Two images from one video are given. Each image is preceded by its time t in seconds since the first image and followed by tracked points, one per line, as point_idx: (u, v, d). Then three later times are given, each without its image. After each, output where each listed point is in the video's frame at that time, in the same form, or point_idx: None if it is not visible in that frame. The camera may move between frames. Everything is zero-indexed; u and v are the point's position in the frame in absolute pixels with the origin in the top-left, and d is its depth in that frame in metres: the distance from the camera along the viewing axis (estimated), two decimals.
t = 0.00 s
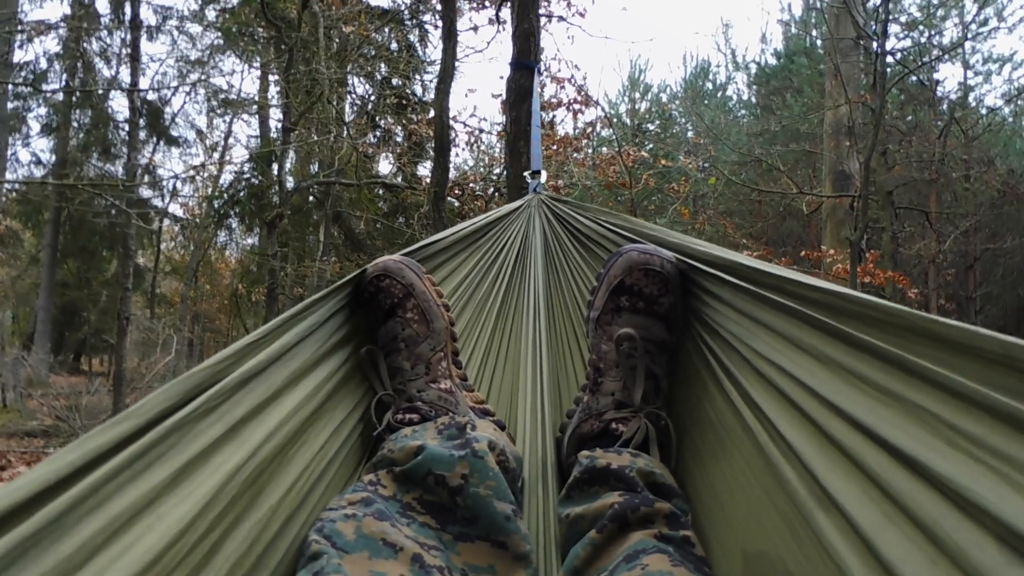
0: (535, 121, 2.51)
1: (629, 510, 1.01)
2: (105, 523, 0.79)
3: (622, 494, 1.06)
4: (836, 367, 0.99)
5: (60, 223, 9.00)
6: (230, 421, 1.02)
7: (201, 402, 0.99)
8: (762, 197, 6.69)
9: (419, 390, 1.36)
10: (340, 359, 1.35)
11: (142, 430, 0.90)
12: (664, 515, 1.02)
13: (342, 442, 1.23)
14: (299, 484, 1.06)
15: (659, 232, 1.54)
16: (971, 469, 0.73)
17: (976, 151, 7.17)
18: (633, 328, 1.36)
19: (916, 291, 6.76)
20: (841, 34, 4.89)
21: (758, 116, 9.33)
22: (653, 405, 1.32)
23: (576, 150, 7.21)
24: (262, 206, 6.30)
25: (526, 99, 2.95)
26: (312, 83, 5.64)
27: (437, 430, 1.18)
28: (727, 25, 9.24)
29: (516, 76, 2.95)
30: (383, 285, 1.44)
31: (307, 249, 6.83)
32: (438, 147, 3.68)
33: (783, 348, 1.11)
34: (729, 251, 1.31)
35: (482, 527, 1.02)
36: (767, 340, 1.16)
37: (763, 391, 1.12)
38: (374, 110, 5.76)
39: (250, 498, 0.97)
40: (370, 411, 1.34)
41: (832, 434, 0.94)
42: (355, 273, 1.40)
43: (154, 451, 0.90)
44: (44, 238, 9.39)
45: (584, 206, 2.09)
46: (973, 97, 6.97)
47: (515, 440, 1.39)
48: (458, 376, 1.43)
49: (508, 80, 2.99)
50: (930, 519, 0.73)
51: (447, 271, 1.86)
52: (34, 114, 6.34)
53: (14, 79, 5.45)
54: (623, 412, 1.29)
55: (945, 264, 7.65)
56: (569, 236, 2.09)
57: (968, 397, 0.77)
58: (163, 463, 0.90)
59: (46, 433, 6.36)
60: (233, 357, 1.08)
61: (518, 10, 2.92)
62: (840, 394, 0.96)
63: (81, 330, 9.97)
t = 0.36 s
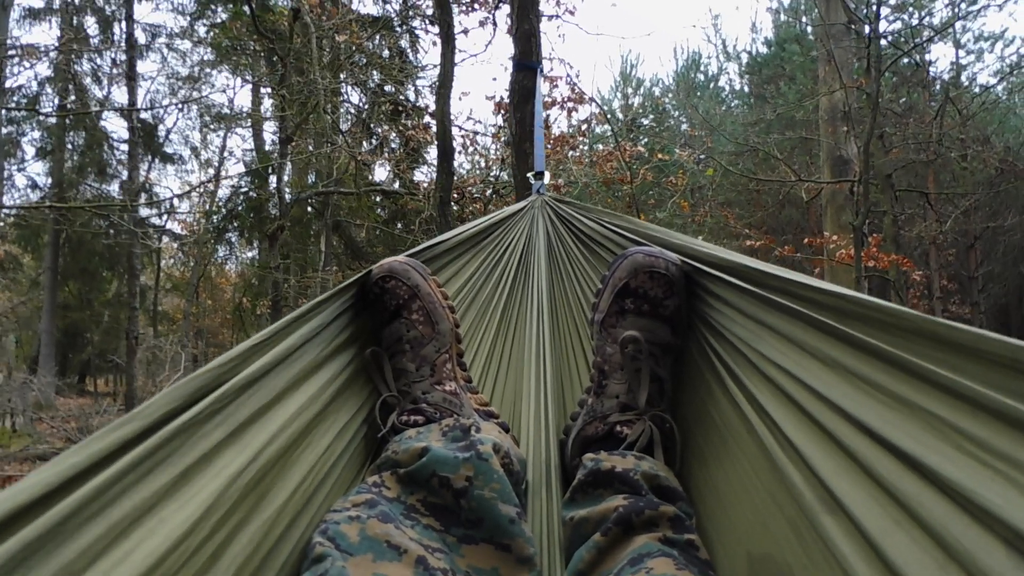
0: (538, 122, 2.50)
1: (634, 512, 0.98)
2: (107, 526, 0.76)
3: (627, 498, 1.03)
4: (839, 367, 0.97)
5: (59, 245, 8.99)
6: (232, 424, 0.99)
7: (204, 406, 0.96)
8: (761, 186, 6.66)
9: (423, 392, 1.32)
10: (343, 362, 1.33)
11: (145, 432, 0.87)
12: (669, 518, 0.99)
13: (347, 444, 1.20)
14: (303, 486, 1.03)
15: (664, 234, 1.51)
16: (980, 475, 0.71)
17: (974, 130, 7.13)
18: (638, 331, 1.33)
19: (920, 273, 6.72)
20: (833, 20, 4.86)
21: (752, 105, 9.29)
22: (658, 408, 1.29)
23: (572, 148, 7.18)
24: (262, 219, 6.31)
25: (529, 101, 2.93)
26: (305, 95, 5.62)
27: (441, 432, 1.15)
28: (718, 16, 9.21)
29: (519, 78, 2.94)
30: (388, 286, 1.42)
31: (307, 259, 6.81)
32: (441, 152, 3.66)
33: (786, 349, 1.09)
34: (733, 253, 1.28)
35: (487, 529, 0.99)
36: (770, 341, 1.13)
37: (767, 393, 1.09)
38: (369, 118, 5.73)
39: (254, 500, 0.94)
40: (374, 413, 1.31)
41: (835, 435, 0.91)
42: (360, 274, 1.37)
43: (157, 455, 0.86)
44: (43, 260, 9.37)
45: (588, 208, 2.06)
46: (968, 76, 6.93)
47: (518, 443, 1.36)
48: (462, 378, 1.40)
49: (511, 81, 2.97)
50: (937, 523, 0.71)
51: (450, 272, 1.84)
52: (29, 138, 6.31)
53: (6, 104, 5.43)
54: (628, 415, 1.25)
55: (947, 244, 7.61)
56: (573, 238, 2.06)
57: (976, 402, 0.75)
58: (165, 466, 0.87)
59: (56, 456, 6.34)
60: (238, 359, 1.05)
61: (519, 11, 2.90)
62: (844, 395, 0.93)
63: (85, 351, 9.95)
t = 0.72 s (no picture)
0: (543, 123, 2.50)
1: (640, 511, 0.98)
2: (142, 504, 0.72)
3: (633, 496, 1.03)
4: (843, 366, 0.96)
5: (62, 239, 9.00)
6: (265, 404, 0.95)
7: (240, 384, 0.91)
8: (764, 189, 6.66)
9: (455, 382, 1.30)
10: (379, 338, 1.32)
11: (182, 408, 0.83)
12: (675, 517, 0.98)
13: (369, 422, 1.18)
14: (326, 464, 1.01)
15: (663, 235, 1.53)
16: (984, 472, 0.70)
17: (978, 137, 7.12)
18: (639, 330, 1.33)
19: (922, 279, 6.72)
20: (838, 25, 4.85)
21: (756, 108, 9.29)
22: (662, 406, 1.28)
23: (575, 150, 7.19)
24: (264, 215, 6.32)
25: (534, 101, 2.93)
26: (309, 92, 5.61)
27: (464, 421, 1.15)
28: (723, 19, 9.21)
29: (525, 78, 2.94)
30: (440, 267, 1.45)
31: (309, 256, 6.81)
32: (445, 151, 3.66)
33: (790, 348, 1.08)
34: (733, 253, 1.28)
35: (498, 523, 0.98)
36: (774, 340, 1.13)
37: (772, 391, 1.09)
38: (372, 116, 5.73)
39: (282, 481, 0.91)
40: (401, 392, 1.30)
41: (839, 435, 0.91)
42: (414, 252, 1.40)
43: (200, 429, 0.83)
44: (46, 254, 9.38)
45: (598, 211, 2.07)
46: (973, 83, 6.92)
47: (530, 440, 1.35)
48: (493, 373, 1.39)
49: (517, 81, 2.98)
50: (942, 519, 0.71)
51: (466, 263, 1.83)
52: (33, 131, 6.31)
53: (12, 97, 5.44)
54: (632, 414, 1.25)
55: (950, 251, 7.60)
56: (581, 240, 2.06)
57: (984, 401, 0.75)
58: (205, 441, 0.83)
59: (56, 449, 6.34)
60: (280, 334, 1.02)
61: (525, 11, 2.92)
62: (847, 393, 0.93)
63: (86, 344, 9.97)
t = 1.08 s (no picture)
0: (546, 124, 2.53)
1: (642, 512, 1.01)
2: (154, 506, 0.75)
3: (636, 496, 1.06)
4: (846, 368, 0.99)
5: (71, 216, 9.04)
6: (271, 410, 0.97)
7: (242, 392, 0.93)
8: (773, 201, 6.67)
9: (457, 385, 1.34)
10: (381, 341, 1.34)
11: (187, 414, 0.85)
12: (677, 517, 1.02)
13: (373, 426, 1.21)
14: (329, 469, 1.03)
15: (666, 236, 1.56)
16: (979, 470, 0.73)
17: (989, 159, 7.13)
18: (641, 332, 1.38)
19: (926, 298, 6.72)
20: (854, 40, 4.87)
21: (768, 120, 9.32)
22: (664, 406, 1.32)
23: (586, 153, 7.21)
24: (272, 203, 6.35)
25: (537, 100, 2.97)
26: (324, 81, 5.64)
27: (469, 423, 1.18)
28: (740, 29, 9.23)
29: (528, 78, 2.97)
30: (439, 271, 1.47)
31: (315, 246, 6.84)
32: (447, 147, 3.69)
33: (794, 349, 1.11)
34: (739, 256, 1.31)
35: (503, 524, 1.02)
36: (778, 343, 1.15)
37: (773, 392, 1.12)
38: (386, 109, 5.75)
39: (284, 483, 0.94)
40: (404, 396, 1.33)
41: (840, 436, 0.94)
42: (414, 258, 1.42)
43: (210, 431, 0.86)
44: (55, 230, 9.42)
45: (600, 212, 2.11)
46: (987, 105, 6.93)
47: (534, 444, 1.38)
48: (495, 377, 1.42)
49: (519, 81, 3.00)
50: (938, 519, 0.74)
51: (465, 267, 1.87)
52: (48, 108, 6.35)
53: (29, 73, 5.47)
54: (634, 415, 1.29)
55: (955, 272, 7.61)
56: (583, 241, 2.10)
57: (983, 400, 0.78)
58: (215, 443, 0.86)
59: (54, 425, 6.37)
60: (280, 344, 1.05)
61: (530, 12, 2.91)
62: (849, 395, 0.96)
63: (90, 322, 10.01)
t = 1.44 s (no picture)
0: (543, 127, 2.56)
1: (655, 521, 1.03)
2: (145, 515, 0.81)
3: (649, 505, 1.08)
4: (865, 380, 1.02)
5: (78, 205, 9.07)
6: (251, 428, 1.03)
7: (221, 410, 0.99)
8: (777, 213, 6.68)
9: (429, 401, 1.36)
10: (352, 369, 1.37)
11: (173, 432, 0.91)
12: (689, 528, 1.04)
13: (354, 451, 1.23)
14: (313, 494, 1.06)
15: (685, 245, 1.57)
16: (1000, 484, 0.76)
17: (995, 178, 7.13)
18: (667, 340, 1.39)
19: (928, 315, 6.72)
20: (863, 54, 4.89)
21: (776, 131, 9.33)
22: (682, 416, 1.34)
23: (591, 158, 7.24)
24: (277, 198, 6.38)
25: (533, 103, 2.99)
26: (333, 78, 5.65)
27: (449, 442, 1.19)
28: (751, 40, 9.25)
29: (524, 80, 3.00)
30: (394, 296, 1.47)
31: (318, 243, 6.86)
32: (445, 149, 3.71)
33: (815, 361, 1.13)
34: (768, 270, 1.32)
35: (495, 538, 1.03)
36: (799, 356, 1.18)
37: (793, 403, 1.14)
38: (393, 109, 5.76)
39: (266, 508, 0.97)
40: (382, 421, 1.35)
41: (860, 447, 0.96)
42: (364, 286, 1.43)
43: (181, 456, 0.89)
44: (61, 219, 9.45)
45: (599, 218, 2.14)
46: (995, 123, 6.93)
47: (528, 451, 1.40)
48: (470, 387, 1.44)
49: (516, 84, 3.04)
50: (959, 528, 0.76)
51: (463, 275, 1.91)
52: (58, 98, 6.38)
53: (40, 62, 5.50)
54: (652, 423, 1.31)
55: (959, 289, 7.60)
56: (584, 246, 2.14)
57: (996, 411, 0.80)
58: (189, 467, 0.89)
59: (52, 414, 6.39)
60: (246, 372, 1.08)
61: (529, 15, 2.96)
62: (870, 407, 0.98)
63: (93, 312, 10.05)
